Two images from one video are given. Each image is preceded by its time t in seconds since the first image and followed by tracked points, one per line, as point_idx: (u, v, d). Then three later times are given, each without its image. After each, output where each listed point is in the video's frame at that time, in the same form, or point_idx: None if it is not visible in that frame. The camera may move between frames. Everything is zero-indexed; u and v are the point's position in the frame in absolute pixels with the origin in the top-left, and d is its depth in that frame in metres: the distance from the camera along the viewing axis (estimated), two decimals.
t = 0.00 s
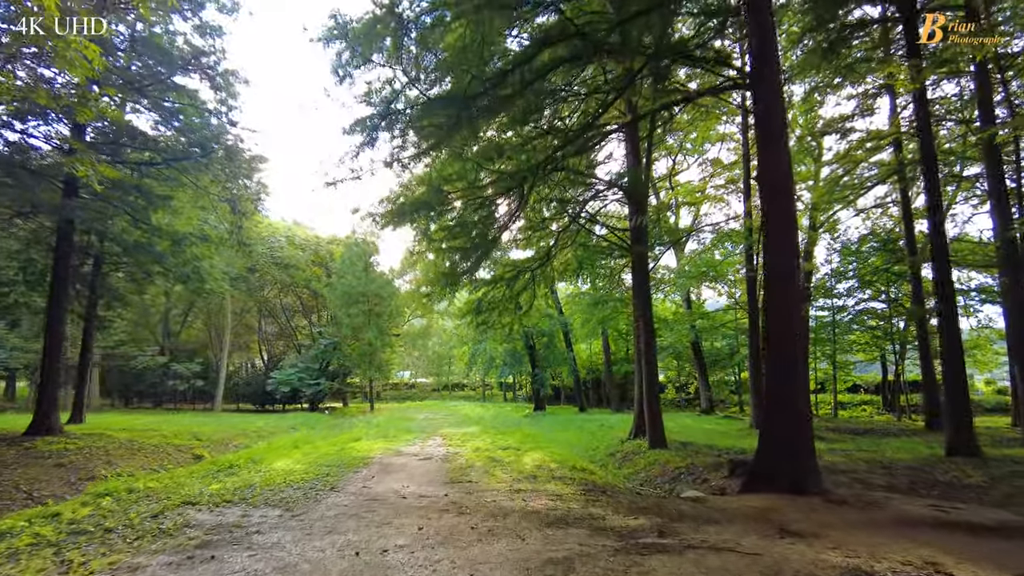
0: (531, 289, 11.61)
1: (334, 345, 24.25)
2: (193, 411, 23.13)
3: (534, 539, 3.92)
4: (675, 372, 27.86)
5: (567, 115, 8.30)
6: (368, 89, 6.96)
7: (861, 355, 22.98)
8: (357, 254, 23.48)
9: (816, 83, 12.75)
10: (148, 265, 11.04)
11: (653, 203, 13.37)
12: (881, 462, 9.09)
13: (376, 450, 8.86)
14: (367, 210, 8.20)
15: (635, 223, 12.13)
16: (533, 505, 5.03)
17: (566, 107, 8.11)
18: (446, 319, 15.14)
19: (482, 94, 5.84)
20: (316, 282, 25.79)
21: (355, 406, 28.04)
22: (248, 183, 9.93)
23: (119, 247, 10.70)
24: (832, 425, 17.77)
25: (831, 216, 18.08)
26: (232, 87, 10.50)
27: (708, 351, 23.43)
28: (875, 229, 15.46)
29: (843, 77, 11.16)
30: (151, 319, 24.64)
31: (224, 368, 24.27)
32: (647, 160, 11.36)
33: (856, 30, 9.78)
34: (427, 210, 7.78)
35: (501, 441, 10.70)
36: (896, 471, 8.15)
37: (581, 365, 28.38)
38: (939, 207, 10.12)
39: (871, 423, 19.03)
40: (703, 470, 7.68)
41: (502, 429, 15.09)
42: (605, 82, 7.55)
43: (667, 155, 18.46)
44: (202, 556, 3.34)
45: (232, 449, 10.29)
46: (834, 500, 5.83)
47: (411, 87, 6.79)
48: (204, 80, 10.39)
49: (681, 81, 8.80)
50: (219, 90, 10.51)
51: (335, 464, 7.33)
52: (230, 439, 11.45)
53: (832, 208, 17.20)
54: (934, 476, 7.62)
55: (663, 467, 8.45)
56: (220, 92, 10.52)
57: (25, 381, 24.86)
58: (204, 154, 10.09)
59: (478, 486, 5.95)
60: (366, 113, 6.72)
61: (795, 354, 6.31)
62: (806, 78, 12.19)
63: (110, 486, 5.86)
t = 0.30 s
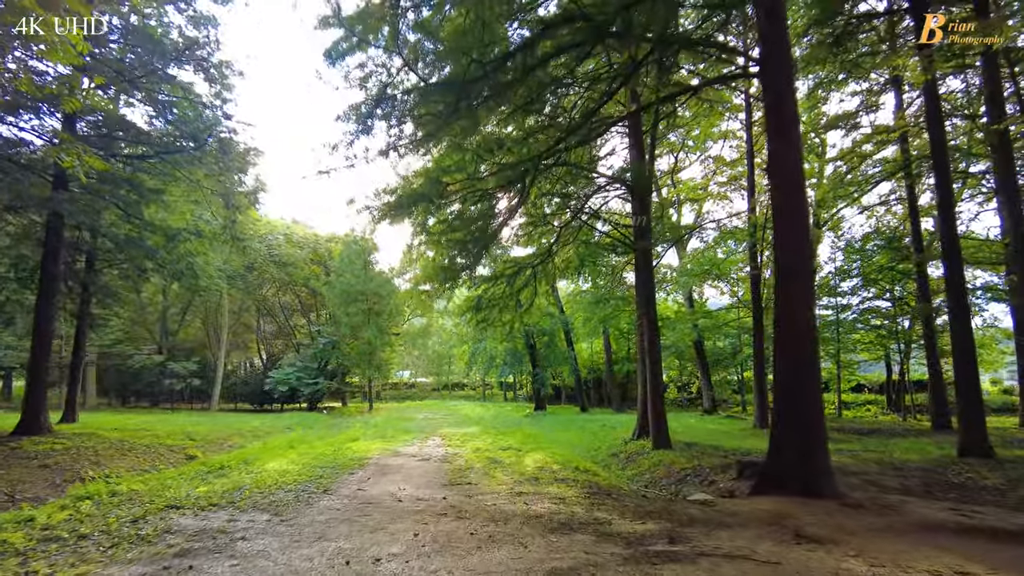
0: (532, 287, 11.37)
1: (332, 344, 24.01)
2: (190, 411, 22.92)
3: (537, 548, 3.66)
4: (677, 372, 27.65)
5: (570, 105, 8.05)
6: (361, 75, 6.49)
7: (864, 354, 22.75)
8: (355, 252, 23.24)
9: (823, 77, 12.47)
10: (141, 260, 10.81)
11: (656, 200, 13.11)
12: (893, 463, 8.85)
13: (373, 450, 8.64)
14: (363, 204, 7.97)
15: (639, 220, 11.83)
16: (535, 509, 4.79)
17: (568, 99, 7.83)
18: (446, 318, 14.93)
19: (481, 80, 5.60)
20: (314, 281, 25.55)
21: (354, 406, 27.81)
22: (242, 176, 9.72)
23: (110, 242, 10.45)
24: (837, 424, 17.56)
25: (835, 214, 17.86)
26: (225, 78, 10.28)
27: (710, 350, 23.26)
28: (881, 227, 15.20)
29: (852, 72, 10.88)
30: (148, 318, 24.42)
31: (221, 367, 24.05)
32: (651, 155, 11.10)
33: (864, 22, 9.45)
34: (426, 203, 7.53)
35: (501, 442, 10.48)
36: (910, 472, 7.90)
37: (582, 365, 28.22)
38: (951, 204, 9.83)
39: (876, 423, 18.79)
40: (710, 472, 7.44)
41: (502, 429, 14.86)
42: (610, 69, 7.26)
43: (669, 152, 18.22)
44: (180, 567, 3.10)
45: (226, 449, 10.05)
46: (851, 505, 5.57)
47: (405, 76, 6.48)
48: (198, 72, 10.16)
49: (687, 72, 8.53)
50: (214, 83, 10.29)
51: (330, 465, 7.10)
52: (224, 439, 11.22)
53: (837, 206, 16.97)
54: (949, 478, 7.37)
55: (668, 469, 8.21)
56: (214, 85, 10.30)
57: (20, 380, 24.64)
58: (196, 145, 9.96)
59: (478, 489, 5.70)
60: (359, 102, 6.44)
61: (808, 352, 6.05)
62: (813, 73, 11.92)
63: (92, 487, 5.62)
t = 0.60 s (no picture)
0: (532, 287, 11.14)
1: (330, 345, 23.77)
2: (186, 412, 22.70)
3: (538, 563, 3.43)
4: (679, 373, 27.42)
5: (572, 100, 7.81)
6: (356, 65, 6.23)
7: (869, 356, 22.49)
8: (354, 252, 23.01)
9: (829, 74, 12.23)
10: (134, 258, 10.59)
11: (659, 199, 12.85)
12: (904, 468, 8.61)
13: (369, 454, 8.42)
14: (359, 200, 7.73)
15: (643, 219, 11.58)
16: (536, 519, 4.56)
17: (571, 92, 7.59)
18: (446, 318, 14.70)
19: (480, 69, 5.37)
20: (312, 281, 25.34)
21: (353, 407, 27.58)
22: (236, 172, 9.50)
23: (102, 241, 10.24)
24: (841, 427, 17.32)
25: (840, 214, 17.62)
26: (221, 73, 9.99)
27: (712, 351, 23.03)
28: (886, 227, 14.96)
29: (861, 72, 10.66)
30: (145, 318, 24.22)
31: (218, 368, 23.83)
32: (655, 154, 10.86)
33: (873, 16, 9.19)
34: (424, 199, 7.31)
35: (501, 445, 10.26)
36: (923, 477, 7.66)
37: (583, 367, 28.02)
38: (962, 203, 9.58)
39: (881, 425, 18.55)
40: (717, 478, 7.21)
41: (502, 432, 14.64)
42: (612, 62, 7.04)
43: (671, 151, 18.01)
44: None
45: (220, 452, 9.83)
46: (866, 513, 5.33)
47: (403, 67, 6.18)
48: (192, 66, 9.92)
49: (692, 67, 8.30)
50: (208, 78, 10.06)
51: (324, 470, 6.88)
52: (219, 442, 11.00)
53: (842, 205, 16.74)
54: (964, 484, 7.10)
55: (673, 474, 7.98)
56: (209, 80, 10.07)
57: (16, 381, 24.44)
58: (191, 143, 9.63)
59: (476, 496, 5.49)
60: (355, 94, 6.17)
61: (822, 354, 5.81)
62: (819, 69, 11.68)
63: (74, 494, 5.39)
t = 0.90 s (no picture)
0: (531, 287, 10.89)
1: (328, 347, 23.52)
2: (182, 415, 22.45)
3: None
4: (680, 376, 27.16)
5: (573, 93, 7.57)
6: (348, 53, 5.99)
7: (872, 358, 22.23)
8: (352, 253, 22.78)
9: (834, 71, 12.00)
10: (124, 257, 10.36)
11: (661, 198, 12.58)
12: (915, 472, 8.34)
13: (363, 458, 8.17)
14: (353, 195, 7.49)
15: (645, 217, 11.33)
16: (536, 528, 4.31)
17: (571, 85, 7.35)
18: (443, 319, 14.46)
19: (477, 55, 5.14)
20: (310, 282, 25.09)
21: (350, 410, 27.30)
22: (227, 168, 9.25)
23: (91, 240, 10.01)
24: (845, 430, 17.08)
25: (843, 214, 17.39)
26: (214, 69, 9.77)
27: (713, 353, 22.75)
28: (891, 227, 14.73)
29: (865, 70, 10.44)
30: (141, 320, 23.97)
31: (214, 370, 23.58)
32: (658, 150, 10.57)
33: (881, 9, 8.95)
34: (420, 194, 7.09)
35: (499, 449, 10.00)
36: (936, 482, 7.40)
37: (583, 369, 27.75)
38: (972, 202, 9.33)
39: (885, 428, 18.30)
40: (724, 483, 6.96)
41: (501, 435, 14.38)
42: (615, 53, 6.80)
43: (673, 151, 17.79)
44: None
45: (211, 455, 9.57)
46: (882, 520, 5.08)
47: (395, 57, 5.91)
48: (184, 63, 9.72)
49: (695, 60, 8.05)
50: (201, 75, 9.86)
51: (316, 475, 6.63)
52: (211, 445, 10.75)
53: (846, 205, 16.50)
54: (979, 489, 6.85)
55: (677, 478, 7.72)
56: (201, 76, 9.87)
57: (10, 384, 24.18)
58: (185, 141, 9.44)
59: (473, 503, 5.24)
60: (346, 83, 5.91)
61: (834, 355, 5.56)
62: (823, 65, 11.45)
63: (51, 501, 5.15)
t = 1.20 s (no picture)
0: (531, 288, 10.65)
1: (326, 350, 23.25)
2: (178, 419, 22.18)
3: None
4: (682, 378, 26.91)
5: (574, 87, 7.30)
6: (341, 44, 5.74)
7: (876, 360, 21.97)
8: (350, 254, 22.58)
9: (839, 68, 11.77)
10: (116, 258, 10.15)
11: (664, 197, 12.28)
12: (928, 477, 8.08)
13: (359, 464, 7.93)
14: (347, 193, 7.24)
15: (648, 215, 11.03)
16: (537, 540, 4.06)
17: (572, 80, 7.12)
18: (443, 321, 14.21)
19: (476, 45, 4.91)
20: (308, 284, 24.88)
21: (348, 413, 27.00)
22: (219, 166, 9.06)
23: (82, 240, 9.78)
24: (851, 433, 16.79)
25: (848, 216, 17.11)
26: (208, 65, 9.56)
27: (715, 355, 22.54)
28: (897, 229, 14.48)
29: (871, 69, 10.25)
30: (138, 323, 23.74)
31: (210, 373, 23.31)
32: (661, 147, 10.21)
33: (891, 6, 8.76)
34: (417, 191, 6.87)
35: (500, 454, 9.74)
36: (950, 488, 7.16)
37: (584, 372, 27.55)
38: (984, 202, 9.09)
39: (890, 431, 18.02)
40: (732, 490, 6.74)
41: (500, 439, 14.12)
42: (619, 44, 6.55)
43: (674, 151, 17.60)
44: None
45: (203, 461, 9.32)
46: (901, 530, 4.83)
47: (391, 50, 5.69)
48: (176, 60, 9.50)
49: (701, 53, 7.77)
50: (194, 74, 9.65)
51: (309, 482, 6.39)
52: (204, 450, 10.50)
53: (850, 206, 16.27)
54: (997, 496, 6.61)
55: (683, 485, 7.49)
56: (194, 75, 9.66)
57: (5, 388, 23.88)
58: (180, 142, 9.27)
59: (471, 513, 5.00)
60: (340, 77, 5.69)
61: (850, 357, 5.32)
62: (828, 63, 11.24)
63: (28, 511, 4.91)
